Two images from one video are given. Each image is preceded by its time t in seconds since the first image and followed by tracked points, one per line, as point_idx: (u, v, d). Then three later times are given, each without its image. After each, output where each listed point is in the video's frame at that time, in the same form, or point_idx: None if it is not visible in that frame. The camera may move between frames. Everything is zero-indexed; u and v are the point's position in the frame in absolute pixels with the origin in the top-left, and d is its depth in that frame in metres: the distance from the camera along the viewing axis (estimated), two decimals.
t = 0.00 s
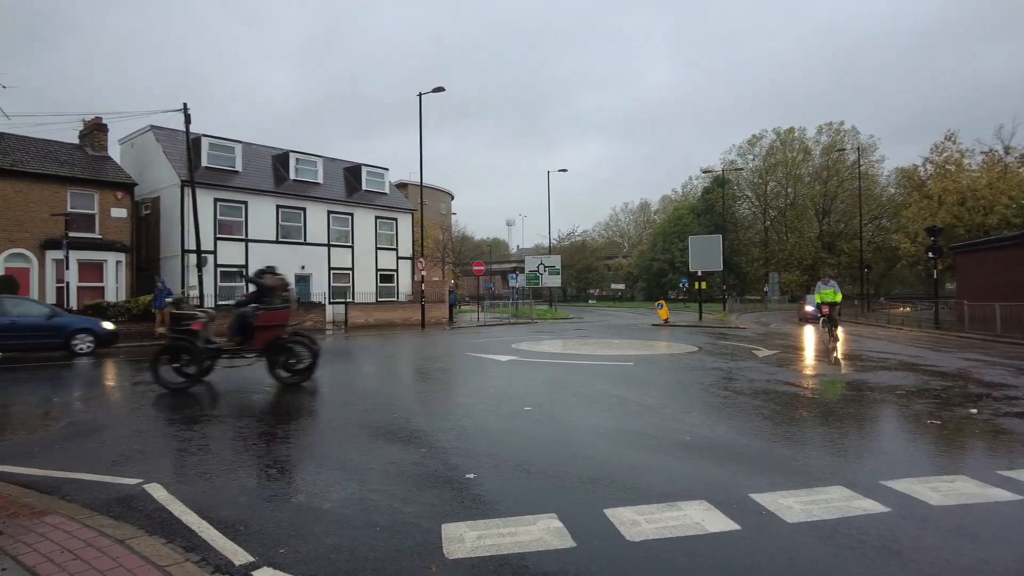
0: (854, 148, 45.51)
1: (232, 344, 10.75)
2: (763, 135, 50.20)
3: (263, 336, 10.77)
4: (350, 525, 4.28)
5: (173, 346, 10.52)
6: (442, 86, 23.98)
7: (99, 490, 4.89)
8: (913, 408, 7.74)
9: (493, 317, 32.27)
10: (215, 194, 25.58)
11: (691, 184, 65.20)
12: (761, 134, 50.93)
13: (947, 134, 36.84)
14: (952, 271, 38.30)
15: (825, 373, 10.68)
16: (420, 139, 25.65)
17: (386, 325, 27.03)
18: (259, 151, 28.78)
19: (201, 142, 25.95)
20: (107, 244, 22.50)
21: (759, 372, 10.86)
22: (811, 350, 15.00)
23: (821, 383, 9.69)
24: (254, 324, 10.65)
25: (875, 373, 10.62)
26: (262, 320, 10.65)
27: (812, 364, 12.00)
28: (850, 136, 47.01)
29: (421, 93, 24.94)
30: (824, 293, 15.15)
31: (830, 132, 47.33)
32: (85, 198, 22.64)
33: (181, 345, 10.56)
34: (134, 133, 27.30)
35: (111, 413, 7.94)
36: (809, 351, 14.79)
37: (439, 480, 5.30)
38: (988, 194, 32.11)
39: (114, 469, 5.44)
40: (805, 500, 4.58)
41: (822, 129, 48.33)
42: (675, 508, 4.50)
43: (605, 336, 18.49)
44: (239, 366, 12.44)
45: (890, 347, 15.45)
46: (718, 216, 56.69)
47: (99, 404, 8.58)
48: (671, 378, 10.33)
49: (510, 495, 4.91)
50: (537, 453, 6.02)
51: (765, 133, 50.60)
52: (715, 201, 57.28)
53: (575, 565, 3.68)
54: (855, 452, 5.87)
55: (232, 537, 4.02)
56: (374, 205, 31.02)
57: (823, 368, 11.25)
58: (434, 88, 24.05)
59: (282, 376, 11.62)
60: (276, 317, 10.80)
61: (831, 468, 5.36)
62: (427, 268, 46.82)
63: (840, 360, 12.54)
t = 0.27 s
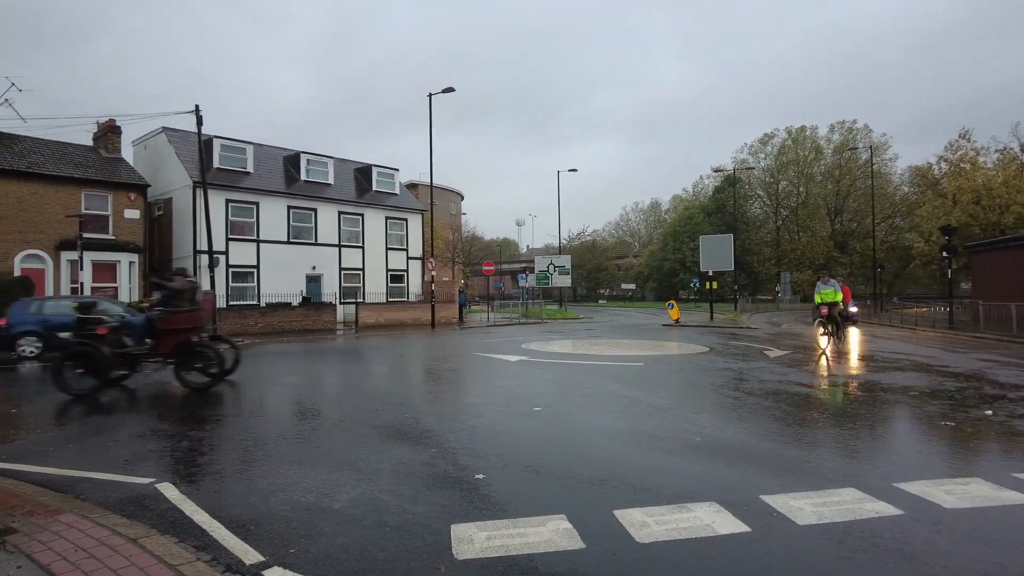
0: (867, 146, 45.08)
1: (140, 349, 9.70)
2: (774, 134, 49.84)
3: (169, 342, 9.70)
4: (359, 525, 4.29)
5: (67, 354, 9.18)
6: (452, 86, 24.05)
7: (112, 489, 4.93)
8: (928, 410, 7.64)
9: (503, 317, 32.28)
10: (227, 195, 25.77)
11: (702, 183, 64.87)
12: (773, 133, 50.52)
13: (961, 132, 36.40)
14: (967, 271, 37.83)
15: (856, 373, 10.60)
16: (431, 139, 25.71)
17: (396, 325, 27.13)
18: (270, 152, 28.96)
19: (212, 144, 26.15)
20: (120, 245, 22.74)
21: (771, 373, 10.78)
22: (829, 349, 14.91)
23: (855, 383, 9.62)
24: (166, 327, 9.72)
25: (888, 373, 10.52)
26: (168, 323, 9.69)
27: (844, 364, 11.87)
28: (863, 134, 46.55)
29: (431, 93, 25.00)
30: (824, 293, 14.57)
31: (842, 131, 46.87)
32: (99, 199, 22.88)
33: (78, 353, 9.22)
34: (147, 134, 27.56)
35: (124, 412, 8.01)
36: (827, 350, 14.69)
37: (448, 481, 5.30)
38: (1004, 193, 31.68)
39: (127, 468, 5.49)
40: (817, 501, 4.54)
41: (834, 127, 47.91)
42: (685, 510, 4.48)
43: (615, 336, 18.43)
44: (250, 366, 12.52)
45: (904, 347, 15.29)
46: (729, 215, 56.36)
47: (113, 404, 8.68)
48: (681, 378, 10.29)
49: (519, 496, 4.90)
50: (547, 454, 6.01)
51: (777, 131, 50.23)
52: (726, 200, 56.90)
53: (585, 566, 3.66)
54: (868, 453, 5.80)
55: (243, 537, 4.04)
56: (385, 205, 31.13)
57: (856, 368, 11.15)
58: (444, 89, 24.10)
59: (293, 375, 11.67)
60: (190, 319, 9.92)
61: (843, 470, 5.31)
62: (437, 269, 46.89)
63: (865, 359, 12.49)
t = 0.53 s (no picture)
0: (875, 145, 44.83)
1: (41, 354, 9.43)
2: (782, 133, 49.62)
3: (67, 348, 9.29)
4: (365, 526, 4.30)
5: None
6: (458, 87, 24.09)
7: (120, 489, 4.97)
8: (936, 411, 7.59)
9: (509, 317, 32.29)
10: (234, 196, 25.89)
11: (709, 183, 64.66)
12: (780, 133, 50.28)
13: (971, 130, 36.12)
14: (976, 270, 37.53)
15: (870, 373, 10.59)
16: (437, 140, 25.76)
17: (403, 325, 27.20)
18: (277, 154, 29.07)
19: (220, 145, 26.28)
20: (129, 246, 22.89)
21: (778, 374, 10.73)
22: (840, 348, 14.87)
23: (869, 383, 9.62)
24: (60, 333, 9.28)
25: (896, 374, 10.47)
26: (65, 328, 9.30)
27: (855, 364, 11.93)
28: (871, 133, 46.28)
29: (437, 94, 25.05)
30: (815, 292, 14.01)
31: (850, 130, 46.60)
32: (108, 201, 23.05)
33: None
34: (155, 136, 27.73)
35: (132, 413, 8.07)
36: (837, 350, 14.64)
37: (454, 482, 5.30)
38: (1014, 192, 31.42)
39: (135, 469, 5.52)
40: (823, 504, 4.52)
41: (842, 127, 47.66)
42: (691, 512, 4.46)
43: (621, 336, 18.39)
44: (257, 367, 12.57)
45: (912, 348, 15.20)
46: (736, 214, 56.18)
47: (122, 404, 8.75)
48: (688, 379, 10.26)
49: (524, 497, 4.90)
50: (552, 455, 6.01)
51: (784, 131, 49.99)
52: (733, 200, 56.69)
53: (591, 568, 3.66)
54: (876, 455, 5.77)
55: (249, 538, 4.05)
56: (391, 206, 31.20)
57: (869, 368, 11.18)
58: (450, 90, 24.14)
59: (300, 376, 11.71)
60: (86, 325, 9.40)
61: (850, 472, 5.29)
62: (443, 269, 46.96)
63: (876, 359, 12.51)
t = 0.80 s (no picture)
0: (879, 145, 44.69)
1: None
2: (785, 133, 49.46)
3: None
4: (367, 528, 4.30)
5: None
6: (461, 88, 24.12)
7: (123, 490, 4.98)
8: (940, 413, 7.55)
9: (512, 318, 32.30)
10: (238, 197, 25.95)
11: (713, 183, 64.54)
12: (785, 132, 50.14)
13: (976, 130, 35.96)
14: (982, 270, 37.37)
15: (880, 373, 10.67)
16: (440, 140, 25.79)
17: (406, 326, 27.24)
18: (280, 154, 29.13)
19: (223, 146, 26.35)
20: (133, 247, 22.97)
21: (782, 375, 10.70)
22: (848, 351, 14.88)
23: (878, 384, 9.68)
24: None
25: (901, 374, 10.45)
26: None
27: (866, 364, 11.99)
28: (875, 133, 46.11)
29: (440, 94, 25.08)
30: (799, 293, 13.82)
31: (855, 130, 46.46)
32: (112, 202, 23.13)
33: None
34: (159, 137, 27.82)
35: (135, 413, 8.09)
36: (843, 351, 14.65)
37: (457, 484, 5.29)
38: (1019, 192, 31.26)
39: (138, 470, 5.54)
40: (827, 506, 4.50)
41: (846, 126, 47.53)
42: (693, 514, 4.44)
43: (624, 337, 18.38)
44: (261, 367, 12.59)
45: (917, 348, 15.15)
46: (740, 214, 56.06)
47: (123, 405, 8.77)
48: (690, 380, 10.24)
49: (526, 499, 4.89)
50: (554, 457, 5.99)
51: (788, 131, 49.84)
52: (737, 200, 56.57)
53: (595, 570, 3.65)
54: (880, 457, 5.74)
55: (251, 540, 4.05)
56: (395, 206, 31.23)
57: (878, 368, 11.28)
58: (453, 90, 24.17)
59: (303, 377, 11.73)
60: None
61: (854, 474, 5.27)
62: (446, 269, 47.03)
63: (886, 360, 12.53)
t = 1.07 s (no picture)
0: (881, 145, 44.62)
1: None
2: (788, 134, 49.38)
3: None
4: (367, 530, 4.29)
5: None
6: (463, 88, 24.09)
7: (124, 491, 4.98)
8: (944, 414, 7.51)
9: (514, 318, 32.29)
10: (240, 197, 25.97)
11: (715, 183, 64.48)
12: (787, 133, 50.11)
13: (979, 130, 35.87)
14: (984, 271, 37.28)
15: (887, 373, 10.72)
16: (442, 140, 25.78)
17: (408, 326, 27.25)
18: (282, 155, 29.14)
19: (226, 146, 26.37)
20: (135, 246, 23.00)
21: (785, 376, 10.66)
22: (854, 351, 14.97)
23: (885, 384, 9.72)
24: None
25: (904, 376, 10.42)
26: None
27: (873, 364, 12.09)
28: (878, 133, 46.04)
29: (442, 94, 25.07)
30: (772, 291, 13.42)
31: (857, 130, 46.43)
32: (114, 202, 23.16)
33: None
34: (161, 137, 27.88)
35: (136, 414, 8.09)
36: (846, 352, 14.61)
37: (457, 486, 5.27)
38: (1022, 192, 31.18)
39: (139, 471, 5.54)
40: (829, 509, 4.47)
41: (848, 126, 47.48)
42: (695, 516, 4.42)
43: (626, 337, 18.35)
44: (263, 367, 12.59)
45: (920, 349, 15.11)
46: (741, 215, 56.01)
47: (124, 405, 8.77)
48: (692, 381, 10.22)
49: (527, 501, 4.88)
50: (555, 459, 5.98)
51: (790, 131, 49.76)
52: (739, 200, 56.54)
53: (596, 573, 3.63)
54: (883, 460, 5.70)
55: (251, 542, 4.04)
56: (397, 207, 31.23)
57: (886, 369, 11.36)
58: (455, 90, 24.16)
59: (305, 377, 11.73)
60: None
61: (856, 476, 5.25)
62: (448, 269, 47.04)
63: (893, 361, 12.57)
